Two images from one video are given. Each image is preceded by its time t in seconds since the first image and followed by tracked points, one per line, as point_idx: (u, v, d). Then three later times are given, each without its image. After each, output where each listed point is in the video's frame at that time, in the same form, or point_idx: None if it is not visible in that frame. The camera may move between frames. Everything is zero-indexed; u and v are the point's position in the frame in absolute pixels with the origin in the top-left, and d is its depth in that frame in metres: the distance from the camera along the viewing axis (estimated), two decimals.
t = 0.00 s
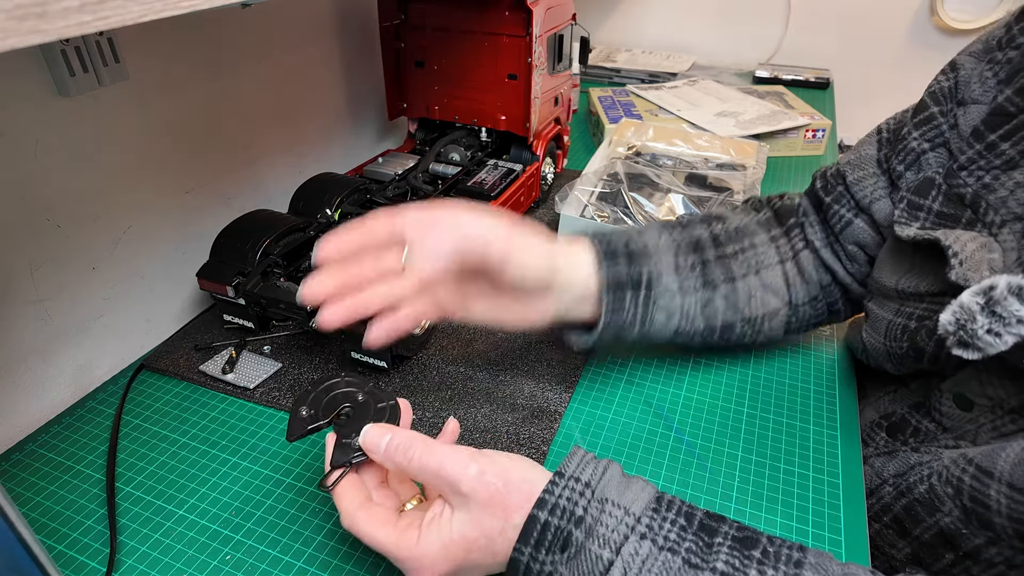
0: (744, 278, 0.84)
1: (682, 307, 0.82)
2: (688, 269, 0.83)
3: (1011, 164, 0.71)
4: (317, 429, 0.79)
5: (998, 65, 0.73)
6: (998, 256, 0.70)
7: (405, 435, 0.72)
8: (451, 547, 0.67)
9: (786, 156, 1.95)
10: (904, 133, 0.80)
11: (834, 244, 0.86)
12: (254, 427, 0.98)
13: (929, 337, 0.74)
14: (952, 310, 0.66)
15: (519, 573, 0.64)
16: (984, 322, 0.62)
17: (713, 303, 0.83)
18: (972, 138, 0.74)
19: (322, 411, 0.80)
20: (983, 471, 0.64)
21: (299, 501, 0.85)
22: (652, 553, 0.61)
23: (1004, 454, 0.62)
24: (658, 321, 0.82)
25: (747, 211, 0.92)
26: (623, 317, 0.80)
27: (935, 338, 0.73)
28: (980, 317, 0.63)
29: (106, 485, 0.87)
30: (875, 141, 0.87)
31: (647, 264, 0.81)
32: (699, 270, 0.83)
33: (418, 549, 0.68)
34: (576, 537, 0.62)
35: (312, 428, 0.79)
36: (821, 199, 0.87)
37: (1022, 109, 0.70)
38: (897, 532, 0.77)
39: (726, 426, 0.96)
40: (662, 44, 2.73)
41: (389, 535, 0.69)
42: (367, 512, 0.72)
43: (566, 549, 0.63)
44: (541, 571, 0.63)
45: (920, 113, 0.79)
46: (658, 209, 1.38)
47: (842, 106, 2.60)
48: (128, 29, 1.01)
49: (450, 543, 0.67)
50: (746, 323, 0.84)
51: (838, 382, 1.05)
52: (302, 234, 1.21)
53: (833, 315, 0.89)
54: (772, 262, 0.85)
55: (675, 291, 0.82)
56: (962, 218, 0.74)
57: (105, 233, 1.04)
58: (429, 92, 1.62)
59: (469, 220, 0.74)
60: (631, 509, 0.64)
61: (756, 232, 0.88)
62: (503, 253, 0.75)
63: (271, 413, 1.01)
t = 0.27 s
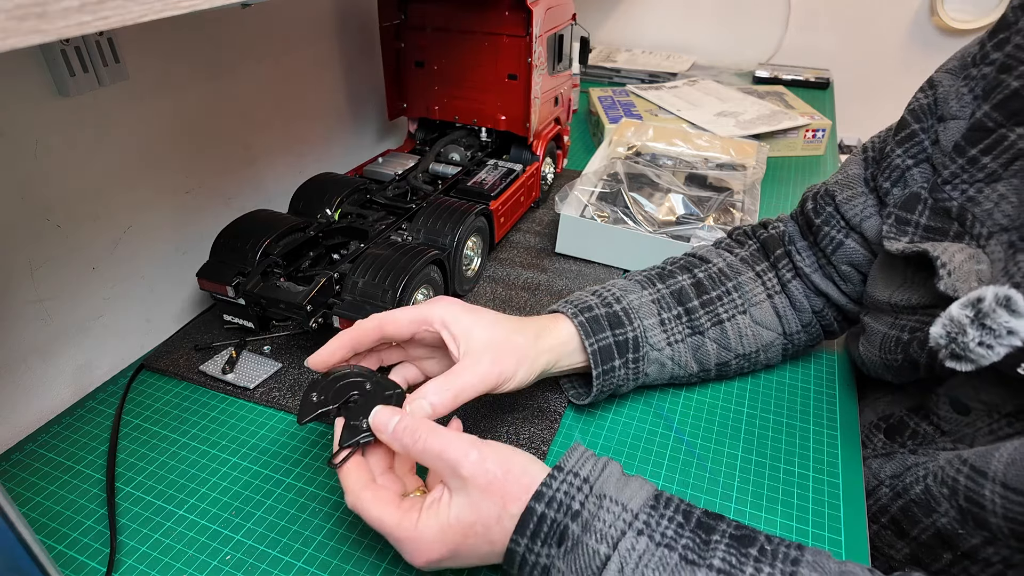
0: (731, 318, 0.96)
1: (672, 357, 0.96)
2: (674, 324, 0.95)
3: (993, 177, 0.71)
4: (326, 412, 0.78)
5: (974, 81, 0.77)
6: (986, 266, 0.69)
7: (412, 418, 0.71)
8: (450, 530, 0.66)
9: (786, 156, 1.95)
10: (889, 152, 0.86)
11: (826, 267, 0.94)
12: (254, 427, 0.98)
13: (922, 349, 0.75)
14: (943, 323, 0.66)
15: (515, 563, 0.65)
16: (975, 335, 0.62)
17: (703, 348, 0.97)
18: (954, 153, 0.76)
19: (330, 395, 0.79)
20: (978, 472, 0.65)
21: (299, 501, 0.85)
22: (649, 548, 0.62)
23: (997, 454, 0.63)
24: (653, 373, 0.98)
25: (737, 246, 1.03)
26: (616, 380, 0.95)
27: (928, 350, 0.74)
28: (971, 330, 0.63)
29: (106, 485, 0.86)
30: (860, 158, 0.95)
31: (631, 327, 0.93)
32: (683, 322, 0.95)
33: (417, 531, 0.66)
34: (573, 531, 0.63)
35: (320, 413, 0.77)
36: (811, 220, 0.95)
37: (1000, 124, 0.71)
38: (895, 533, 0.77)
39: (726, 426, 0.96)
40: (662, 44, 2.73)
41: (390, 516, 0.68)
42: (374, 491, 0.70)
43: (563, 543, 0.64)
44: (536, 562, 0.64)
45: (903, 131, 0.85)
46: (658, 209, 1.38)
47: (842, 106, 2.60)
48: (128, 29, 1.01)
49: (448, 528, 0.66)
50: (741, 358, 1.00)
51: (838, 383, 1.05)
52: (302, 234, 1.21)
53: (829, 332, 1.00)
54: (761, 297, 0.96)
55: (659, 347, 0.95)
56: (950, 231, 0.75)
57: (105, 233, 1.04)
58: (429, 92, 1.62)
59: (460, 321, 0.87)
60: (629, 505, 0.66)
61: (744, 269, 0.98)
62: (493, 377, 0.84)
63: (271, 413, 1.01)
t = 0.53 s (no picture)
0: (728, 318, 0.96)
1: (669, 357, 0.96)
2: (671, 324, 0.95)
3: (985, 177, 0.72)
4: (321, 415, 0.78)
5: (966, 82, 0.77)
6: (981, 266, 0.69)
7: (414, 419, 0.70)
8: (454, 530, 0.64)
9: (786, 156, 1.95)
10: (884, 152, 0.86)
11: (822, 267, 0.94)
12: (254, 427, 0.98)
13: (918, 348, 0.74)
14: (936, 321, 0.66)
15: (517, 560, 0.64)
16: (968, 333, 0.62)
17: (701, 347, 0.97)
18: (947, 154, 0.76)
19: (326, 397, 0.79)
20: (974, 471, 0.65)
21: (299, 501, 0.85)
22: (650, 544, 0.62)
23: (993, 452, 0.63)
24: (650, 373, 0.98)
25: (734, 247, 1.03)
26: (613, 380, 0.95)
27: (924, 349, 0.74)
28: (963, 329, 0.63)
29: (106, 485, 0.87)
30: (855, 159, 0.95)
31: (626, 327, 0.93)
32: (680, 321, 0.95)
33: (420, 532, 0.64)
34: (575, 526, 0.63)
35: (314, 416, 0.77)
36: (808, 221, 0.95)
37: (991, 125, 0.72)
38: (893, 533, 0.77)
39: (726, 426, 0.96)
40: (661, 44, 2.73)
41: (390, 521, 0.65)
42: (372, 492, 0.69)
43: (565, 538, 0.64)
44: (539, 559, 0.63)
45: (898, 132, 0.85)
46: (658, 208, 1.38)
47: (842, 106, 2.60)
48: (128, 29, 1.01)
49: (453, 523, 0.64)
50: (739, 358, 0.99)
51: (838, 383, 1.05)
52: (302, 234, 1.21)
53: (827, 332, 1.00)
54: (757, 297, 0.96)
55: (656, 347, 0.95)
56: (943, 231, 0.75)
57: (105, 233, 1.04)
58: (429, 92, 1.62)
59: (456, 319, 0.87)
60: (630, 502, 0.66)
61: (740, 269, 0.98)
62: (489, 375, 0.84)
63: (272, 413, 1.01)
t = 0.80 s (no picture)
0: (730, 321, 0.96)
1: (671, 360, 0.96)
2: (673, 327, 0.95)
3: (987, 177, 0.72)
4: (312, 424, 0.75)
5: (968, 82, 0.77)
6: (982, 267, 0.68)
7: (410, 430, 0.70)
8: (456, 535, 0.63)
9: (786, 156, 1.95)
10: (885, 152, 0.86)
11: (824, 269, 0.94)
12: (254, 427, 0.98)
13: (920, 349, 0.74)
14: (940, 324, 0.66)
15: (519, 563, 0.65)
16: (972, 334, 0.62)
17: (703, 351, 0.97)
18: (950, 154, 0.76)
19: (317, 406, 0.77)
20: (975, 471, 0.65)
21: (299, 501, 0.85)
22: (651, 545, 0.62)
23: (995, 453, 0.63)
24: (652, 376, 0.98)
25: (735, 249, 1.03)
26: (614, 384, 0.95)
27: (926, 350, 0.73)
28: (967, 330, 0.63)
29: (106, 485, 0.87)
30: (857, 160, 0.95)
31: (628, 331, 0.93)
32: (682, 325, 0.95)
33: (423, 536, 0.63)
34: (576, 527, 0.63)
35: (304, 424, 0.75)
36: (809, 222, 0.95)
37: (993, 125, 0.72)
38: (894, 534, 0.77)
39: (726, 426, 0.96)
40: (661, 44, 2.73)
41: (391, 524, 0.63)
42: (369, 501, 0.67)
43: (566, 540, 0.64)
44: (541, 561, 0.64)
45: (898, 133, 0.85)
46: (658, 208, 1.38)
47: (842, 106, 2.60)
48: (128, 29, 1.01)
49: (456, 526, 0.63)
50: (741, 361, 1.00)
51: (838, 383, 1.05)
52: (302, 234, 1.21)
53: (828, 334, 1.00)
54: (759, 299, 0.96)
55: (658, 350, 0.95)
56: (946, 232, 0.75)
57: (105, 233, 1.04)
58: (429, 92, 1.61)
59: (460, 320, 0.87)
60: (632, 502, 0.66)
61: (742, 272, 0.98)
62: (490, 375, 0.85)
63: (272, 413, 1.01)
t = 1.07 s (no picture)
0: (733, 322, 0.96)
1: (673, 361, 0.96)
2: (675, 328, 0.95)
3: (989, 175, 0.72)
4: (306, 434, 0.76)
5: (971, 81, 0.77)
6: (983, 265, 0.68)
7: (404, 441, 0.69)
8: (454, 543, 0.63)
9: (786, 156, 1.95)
10: (887, 151, 0.86)
11: (826, 268, 0.94)
12: (253, 427, 0.98)
13: (921, 348, 0.75)
14: (941, 322, 0.66)
15: (519, 568, 0.64)
16: (973, 334, 0.62)
17: (705, 352, 0.97)
18: (951, 151, 0.76)
19: (312, 416, 0.77)
20: (976, 472, 0.65)
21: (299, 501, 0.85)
22: (651, 547, 0.62)
23: (996, 454, 0.63)
24: (653, 377, 0.98)
25: (736, 250, 1.03)
26: (615, 384, 0.95)
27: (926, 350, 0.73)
28: (969, 329, 0.63)
29: (106, 485, 0.87)
30: (860, 159, 0.95)
31: (631, 331, 0.93)
32: (685, 326, 0.95)
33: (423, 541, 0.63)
34: (576, 530, 0.63)
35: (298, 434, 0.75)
36: (811, 221, 0.95)
37: (996, 123, 0.72)
38: (894, 534, 0.77)
39: (726, 426, 0.96)
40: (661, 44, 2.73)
41: (391, 535, 0.63)
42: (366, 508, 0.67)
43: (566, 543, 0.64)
44: (541, 565, 0.63)
45: (900, 131, 0.86)
46: (658, 209, 1.38)
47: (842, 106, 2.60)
48: (128, 29, 1.01)
49: (454, 533, 0.63)
50: (743, 362, 1.00)
51: (838, 383, 1.05)
52: (302, 234, 1.21)
53: (830, 335, 1.01)
54: (762, 301, 0.96)
55: (660, 351, 0.95)
56: (948, 229, 0.75)
57: (105, 233, 1.04)
58: (429, 92, 1.61)
59: (455, 319, 0.90)
60: (631, 504, 0.66)
61: (744, 273, 0.98)
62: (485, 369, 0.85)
63: (272, 413, 1.01)
